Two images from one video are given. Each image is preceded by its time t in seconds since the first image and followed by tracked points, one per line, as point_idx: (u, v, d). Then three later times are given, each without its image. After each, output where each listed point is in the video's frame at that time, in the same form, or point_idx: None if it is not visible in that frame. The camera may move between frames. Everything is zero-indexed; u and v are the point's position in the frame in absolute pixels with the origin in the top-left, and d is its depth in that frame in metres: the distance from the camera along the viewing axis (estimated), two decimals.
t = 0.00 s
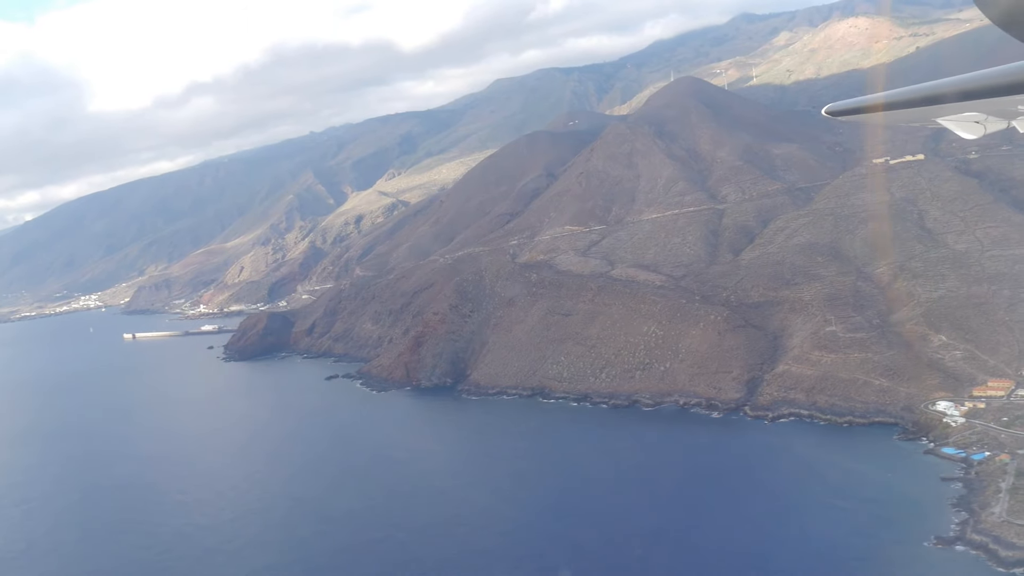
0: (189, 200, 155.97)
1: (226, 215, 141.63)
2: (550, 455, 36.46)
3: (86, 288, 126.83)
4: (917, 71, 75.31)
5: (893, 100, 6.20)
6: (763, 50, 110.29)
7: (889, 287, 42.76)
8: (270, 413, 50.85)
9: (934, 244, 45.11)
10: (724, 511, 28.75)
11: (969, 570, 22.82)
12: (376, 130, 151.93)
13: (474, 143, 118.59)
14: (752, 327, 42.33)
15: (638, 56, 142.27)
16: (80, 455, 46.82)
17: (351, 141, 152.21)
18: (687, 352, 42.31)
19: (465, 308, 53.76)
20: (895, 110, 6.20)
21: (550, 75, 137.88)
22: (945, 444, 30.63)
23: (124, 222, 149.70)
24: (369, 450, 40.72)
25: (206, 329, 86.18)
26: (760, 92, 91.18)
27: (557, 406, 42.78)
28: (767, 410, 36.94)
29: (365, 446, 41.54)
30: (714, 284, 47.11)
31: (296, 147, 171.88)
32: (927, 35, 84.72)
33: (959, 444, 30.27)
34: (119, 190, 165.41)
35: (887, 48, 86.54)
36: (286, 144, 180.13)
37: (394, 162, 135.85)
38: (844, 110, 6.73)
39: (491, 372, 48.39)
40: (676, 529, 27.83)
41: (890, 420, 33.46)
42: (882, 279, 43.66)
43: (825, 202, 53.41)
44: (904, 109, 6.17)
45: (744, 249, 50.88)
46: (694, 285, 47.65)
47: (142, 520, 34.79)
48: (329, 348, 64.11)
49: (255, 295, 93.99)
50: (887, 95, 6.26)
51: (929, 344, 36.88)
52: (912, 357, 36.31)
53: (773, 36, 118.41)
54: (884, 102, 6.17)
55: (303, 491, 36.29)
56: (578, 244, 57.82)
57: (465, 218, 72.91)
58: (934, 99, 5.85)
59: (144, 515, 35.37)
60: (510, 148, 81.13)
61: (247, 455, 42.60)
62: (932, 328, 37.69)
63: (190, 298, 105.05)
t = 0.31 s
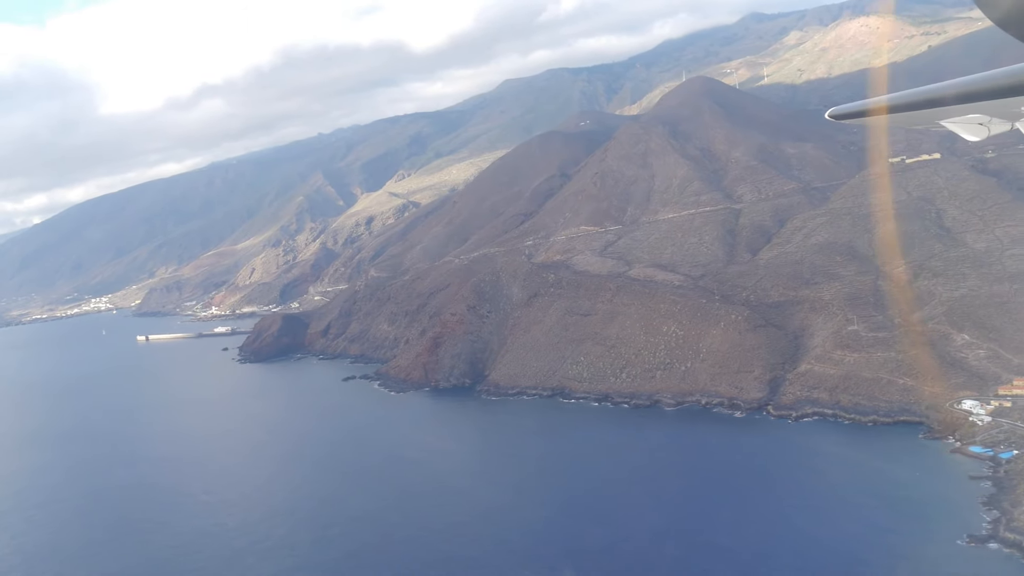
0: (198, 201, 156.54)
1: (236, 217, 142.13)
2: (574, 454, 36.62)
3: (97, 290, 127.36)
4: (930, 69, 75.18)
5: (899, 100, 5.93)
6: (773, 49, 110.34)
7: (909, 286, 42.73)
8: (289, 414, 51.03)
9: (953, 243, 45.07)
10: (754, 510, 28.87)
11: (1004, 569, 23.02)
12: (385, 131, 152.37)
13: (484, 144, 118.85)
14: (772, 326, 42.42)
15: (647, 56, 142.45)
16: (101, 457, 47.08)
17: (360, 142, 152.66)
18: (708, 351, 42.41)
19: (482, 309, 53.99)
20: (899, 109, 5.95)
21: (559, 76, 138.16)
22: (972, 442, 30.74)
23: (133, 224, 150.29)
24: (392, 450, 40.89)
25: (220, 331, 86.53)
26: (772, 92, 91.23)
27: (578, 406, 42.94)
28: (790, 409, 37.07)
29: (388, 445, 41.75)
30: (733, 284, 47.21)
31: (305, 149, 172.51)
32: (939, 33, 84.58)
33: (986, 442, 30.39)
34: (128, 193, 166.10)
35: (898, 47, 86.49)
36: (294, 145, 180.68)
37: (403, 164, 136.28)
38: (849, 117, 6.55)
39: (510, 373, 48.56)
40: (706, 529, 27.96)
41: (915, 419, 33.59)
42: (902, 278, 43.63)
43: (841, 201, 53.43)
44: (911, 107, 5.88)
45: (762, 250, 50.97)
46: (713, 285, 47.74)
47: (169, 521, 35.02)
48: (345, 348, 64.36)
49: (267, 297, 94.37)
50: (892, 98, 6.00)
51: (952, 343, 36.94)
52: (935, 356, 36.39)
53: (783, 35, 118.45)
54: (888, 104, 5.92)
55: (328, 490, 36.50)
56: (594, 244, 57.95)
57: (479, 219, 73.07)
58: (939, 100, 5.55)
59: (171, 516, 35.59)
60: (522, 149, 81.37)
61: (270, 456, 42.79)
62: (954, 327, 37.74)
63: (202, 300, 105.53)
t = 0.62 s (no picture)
0: (205, 199, 156.73)
1: (244, 215, 142.31)
2: (593, 455, 36.66)
3: (104, 287, 127.50)
4: (943, 76, 75.21)
5: (900, 102, 5.77)
6: (784, 55, 110.50)
7: (925, 292, 42.75)
8: (302, 412, 51.10)
9: (970, 250, 45.05)
10: (779, 514, 28.85)
11: None
12: (393, 132, 152.70)
13: (493, 145, 119.08)
14: (789, 331, 42.46)
15: (656, 59, 142.69)
16: (115, 454, 47.20)
17: (368, 142, 152.94)
18: (724, 355, 42.47)
19: (496, 311, 54.10)
20: (901, 112, 5.80)
21: (568, 78, 138.39)
22: (993, 449, 30.88)
23: (140, 221, 150.49)
24: (408, 450, 40.95)
25: (229, 329, 86.68)
26: (783, 97, 91.32)
27: (594, 408, 42.98)
28: (808, 414, 37.13)
29: (404, 444, 41.81)
30: (749, 289, 47.27)
31: (313, 148, 172.87)
32: (951, 41, 84.64)
33: (1007, 450, 30.53)
34: (135, 190, 166.27)
35: (910, 53, 86.58)
36: (302, 144, 180.92)
37: (412, 164, 136.50)
38: (854, 117, 6.32)
39: (524, 374, 48.61)
40: (732, 532, 27.98)
41: (935, 425, 33.66)
42: (917, 284, 43.66)
43: (855, 206, 53.43)
44: (913, 110, 5.73)
45: (776, 255, 51.04)
46: (728, 290, 47.79)
47: (188, 518, 35.07)
48: (357, 348, 64.47)
49: (276, 295, 94.52)
50: (894, 99, 5.83)
51: (970, 350, 37.02)
52: (954, 363, 36.44)
53: (793, 41, 118.62)
54: (892, 104, 5.74)
55: (347, 488, 36.60)
56: (607, 247, 58.01)
57: (491, 220, 73.15)
58: (945, 102, 5.40)
59: (190, 513, 35.66)
60: (533, 151, 81.49)
61: (286, 454, 42.86)
62: (973, 333, 37.80)
63: (210, 297, 105.69)
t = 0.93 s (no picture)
0: (211, 199, 156.99)
1: (251, 215, 142.60)
2: (612, 455, 36.71)
3: (111, 286, 127.74)
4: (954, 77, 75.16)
5: (902, 100, 6.49)
6: (792, 56, 110.60)
7: (941, 294, 42.80)
8: (316, 412, 51.22)
9: (985, 252, 45.02)
10: (803, 514, 28.88)
11: None
12: (400, 132, 152.99)
13: (501, 145, 119.26)
14: (805, 333, 42.54)
15: (663, 60, 142.80)
16: (131, 453, 47.30)
17: (375, 143, 153.18)
18: (741, 356, 42.56)
19: (510, 311, 54.24)
20: (903, 109, 6.52)
21: (576, 80, 138.60)
22: (1015, 451, 30.88)
23: (147, 221, 150.76)
24: (426, 449, 41.00)
25: (239, 329, 86.89)
26: (792, 98, 91.43)
27: (610, 409, 43.06)
28: (827, 415, 37.21)
29: (421, 444, 41.87)
30: (764, 291, 47.35)
31: (319, 148, 173.18)
32: (961, 42, 84.63)
33: None
34: (141, 189, 166.55)
35: (919, 55, 86.56)
36: (308, 144, 181.19)
37: (419, 165, 136.70)
38: (856, 112, 7.06)
39: (540, 375, 48.72)
40: (758, 533, 28.00)
41: (955, 427, 33.72)
42: (933, 285, 43.73)
43: (869, 207, 53.41)
44: (913, 107, 6.45)
45: (791, 256, 51.14)
46: (743, 291, 47.88)
47: (208, 517, 35.17)
48: (368, 348, 64.64)
49: (284, 295, 94.71)
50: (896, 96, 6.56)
51: (989, 351, 37.08)
52: (973, 364, 36.52)
53: (801, 42, 118.67)
54: (893, 102, 6.48)
55: (367, 487, 36.68)
56: (620, 247, 58.11)
57: (501, 220, 73.25)
58: (945, 99, 6.11)
59: (210, 512, 35.80)
60: (544, 153, 81.65)
61: (303, 453, 42.96)
62: (991, 335, 37.88)
63: (218, 297, 105.89)
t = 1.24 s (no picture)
0: (216, 198, 156.99)
1: (255, 215, 142.63)
2: (629, 454, 36.74)
3: (115, 285, 127.73)
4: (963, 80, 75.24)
5: (902, 97, 7.24)
6: (799, 58, 110.71)
7: (956, 296, 42.89)
8: (329, 411, 51.26)
9: (1000, 254, 45.07)
10: (826, 515, 28.87)
11: None
12: (405, 132, 153.09)
13: (507, 146, 119.33)
14: (821, 334, 42.63)
15: (669, 62, 142.88)
16: (144, 451, 47.36)
17: (380, 143, 153.24)
18: (757, 357, 42.65)
19: (523, 311, 54.32)
20: (903, 105, 7.27)
21: (581, 81, 138.67)
22: None
23: (151, 220, 150.72)
24: (442, 448, 41.03)
25: (246, 328, 86.90)
26: (800, 100, 91.56)
27: (626, 409, 43.13)
28: (845, 416, 37.30)
29: (437, 443, 41.92)
30: (779, 292, 47.44)
31: (323, 148, 173.21)
32: (970, 45, 84.76)
33: None
34: (146, 188, 166.55)
35: (927, 57, 86.66)
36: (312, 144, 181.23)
37: (424, 165, 136.75)
38: (862, 107, 7.78)
39: (554, 375, 48.80)
40: (779, 532, 28.06)
41: (975, 429, 33.82)
42: (948, 287, 43.84)
43: (881, 209, 53.45)
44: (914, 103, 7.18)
45: (804, 257, 51.25)
46: (757, 292, 47.98)
47: (227, 515, 35.16)
48: (379, 348, 64.74)
49: (291, 294, 94.73)
50: (896, 94, 7.32)
51: (1006, 353, 37.17)
52: (990, 367, 36.62)
53: (807, 44, 118.77)
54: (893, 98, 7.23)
55: (384, 486, 36.71)
56: (632, 248, 58.20)
57: (511, 220, 73.31)
58: (949, 96, 6.80)
59: (227, 510, 35.86)
60: (553, 153, 81.75)
61: (318, 451, 43.01)
62: (1008, 337, 37.92)
63: (224, 296, 105.90)
